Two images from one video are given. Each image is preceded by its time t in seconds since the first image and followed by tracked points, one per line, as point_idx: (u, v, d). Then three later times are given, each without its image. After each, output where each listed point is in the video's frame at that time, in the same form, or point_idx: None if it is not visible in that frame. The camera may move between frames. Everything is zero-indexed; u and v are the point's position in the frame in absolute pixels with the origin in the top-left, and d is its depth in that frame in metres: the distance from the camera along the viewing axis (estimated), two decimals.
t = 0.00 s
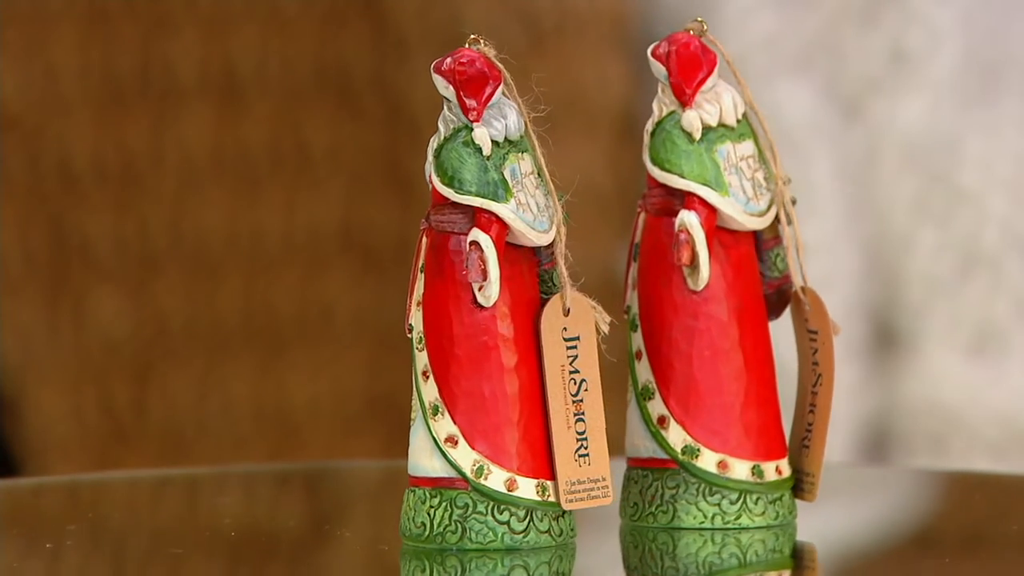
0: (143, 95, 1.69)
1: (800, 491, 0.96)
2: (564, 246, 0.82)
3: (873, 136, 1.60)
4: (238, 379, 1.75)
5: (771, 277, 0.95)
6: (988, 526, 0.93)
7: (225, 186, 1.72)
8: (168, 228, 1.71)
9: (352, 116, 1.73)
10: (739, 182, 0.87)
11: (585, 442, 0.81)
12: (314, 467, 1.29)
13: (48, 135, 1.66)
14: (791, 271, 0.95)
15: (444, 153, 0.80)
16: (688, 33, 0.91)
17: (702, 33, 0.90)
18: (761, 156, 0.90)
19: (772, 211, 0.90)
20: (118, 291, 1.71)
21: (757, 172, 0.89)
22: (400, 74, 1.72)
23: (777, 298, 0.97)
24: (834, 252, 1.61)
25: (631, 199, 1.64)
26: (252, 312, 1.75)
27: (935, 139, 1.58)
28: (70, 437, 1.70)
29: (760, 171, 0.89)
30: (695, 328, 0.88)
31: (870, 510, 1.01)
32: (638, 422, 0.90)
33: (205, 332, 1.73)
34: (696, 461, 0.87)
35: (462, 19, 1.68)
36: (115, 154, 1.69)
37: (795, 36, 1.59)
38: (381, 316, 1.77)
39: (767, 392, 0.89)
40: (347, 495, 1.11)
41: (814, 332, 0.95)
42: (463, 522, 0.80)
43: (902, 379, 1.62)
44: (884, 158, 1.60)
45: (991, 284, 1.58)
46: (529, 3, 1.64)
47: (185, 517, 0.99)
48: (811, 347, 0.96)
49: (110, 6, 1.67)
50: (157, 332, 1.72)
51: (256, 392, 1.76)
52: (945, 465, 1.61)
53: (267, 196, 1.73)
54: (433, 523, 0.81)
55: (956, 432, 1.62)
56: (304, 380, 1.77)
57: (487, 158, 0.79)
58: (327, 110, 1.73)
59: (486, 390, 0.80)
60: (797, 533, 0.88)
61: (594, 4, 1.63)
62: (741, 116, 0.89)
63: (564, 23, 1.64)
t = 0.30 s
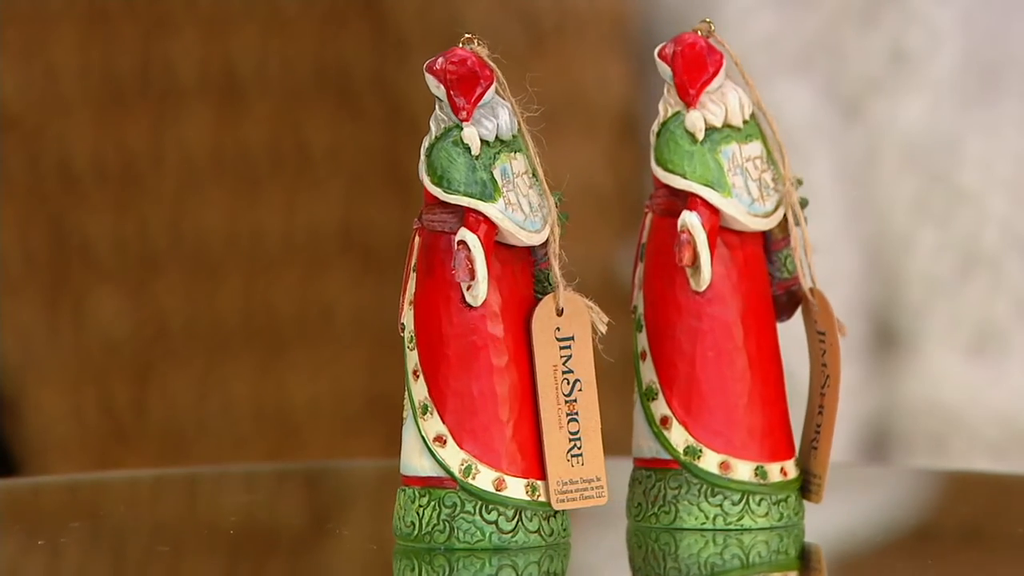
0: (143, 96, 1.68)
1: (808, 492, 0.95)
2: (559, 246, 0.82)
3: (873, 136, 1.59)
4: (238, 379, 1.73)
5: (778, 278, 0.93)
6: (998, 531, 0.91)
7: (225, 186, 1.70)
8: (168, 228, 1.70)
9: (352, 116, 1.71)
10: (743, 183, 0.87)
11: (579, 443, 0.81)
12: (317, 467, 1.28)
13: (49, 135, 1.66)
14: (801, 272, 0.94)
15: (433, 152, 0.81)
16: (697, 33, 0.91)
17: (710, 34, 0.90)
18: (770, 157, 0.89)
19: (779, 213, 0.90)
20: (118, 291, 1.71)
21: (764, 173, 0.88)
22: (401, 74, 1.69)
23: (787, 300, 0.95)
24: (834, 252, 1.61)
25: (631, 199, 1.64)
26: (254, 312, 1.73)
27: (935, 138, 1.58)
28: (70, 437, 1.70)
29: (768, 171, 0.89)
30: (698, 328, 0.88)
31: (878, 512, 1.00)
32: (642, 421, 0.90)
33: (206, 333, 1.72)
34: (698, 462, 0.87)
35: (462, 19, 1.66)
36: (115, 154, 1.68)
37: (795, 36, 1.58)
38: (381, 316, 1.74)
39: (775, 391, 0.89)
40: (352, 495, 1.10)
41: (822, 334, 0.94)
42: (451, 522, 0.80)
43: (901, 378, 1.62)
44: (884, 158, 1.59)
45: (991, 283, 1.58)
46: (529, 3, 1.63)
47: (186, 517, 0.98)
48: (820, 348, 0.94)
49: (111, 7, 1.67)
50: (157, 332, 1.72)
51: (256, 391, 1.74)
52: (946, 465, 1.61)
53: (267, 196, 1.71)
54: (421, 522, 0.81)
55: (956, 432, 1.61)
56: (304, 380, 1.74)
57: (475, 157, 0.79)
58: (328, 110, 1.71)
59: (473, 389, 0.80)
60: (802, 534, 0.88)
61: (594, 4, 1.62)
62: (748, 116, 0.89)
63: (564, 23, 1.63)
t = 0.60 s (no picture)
0: (144, 96, 1.68)
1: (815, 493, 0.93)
2: (553, 246, 0.82)
3: (873, 136, 1.58)
4: (238, 379, 1.73)
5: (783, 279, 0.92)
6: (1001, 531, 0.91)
7: (225, 186, 1.70)
8: (168, 228, 1.70)
9: (352, 116, 1.69)
10: (746, 184, 0.86)
11: (571, 443, 0.81)
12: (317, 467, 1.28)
13: (49, 136, 1.66)
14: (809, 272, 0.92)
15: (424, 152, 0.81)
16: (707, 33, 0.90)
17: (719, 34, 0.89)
18: (777, 157, 0.89)
19: (787, 214, 0.88)
20: (118, 291, 1.70)
21: (771, 174, 0.88)
22: (402, 75, 1.68)
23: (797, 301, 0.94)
24: (834, 253, 1.60)
25: (631, 199, 1.63)
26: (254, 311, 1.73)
27: (935, 138, 1.57)
28: (70, 437, 1.70)
29: (775, 172, 0.88)
30: (700, 329, 0.87)
31: (880, 510, 0.99)
32: (647, 423, 0.90)
33: (206, 333, 1.72)
34: (699, 462, 0.87)
35: (463, 19, 1.65)
36: (115, 154, 1.68)
37: (794, 36, 1.57)
38: (382, 317, 1.73)
39: (781, 392, 0.89)
40: (353, 492, 1.10)
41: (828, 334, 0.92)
42: (439, 521, 0.80)
43: (901, 378, 1.62)
44: (884, 158, 1.58)
45: (990, 283, 1.58)
46: (529, 3, 1.62)
47: (185, 514, 0.98)
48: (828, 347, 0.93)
49: (111, 6, 1.66)
50: (157, 332, 1.72)
51: (256, 392, 1.74)
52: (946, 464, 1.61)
53: (267, 196, 1.71)
54: (410, 521, 0.81)
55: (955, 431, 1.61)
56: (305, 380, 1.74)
57: (466, 157, 0.79)
58: (328, 110, 1.70)
59: (462, 389, 0.80)
60: (806, 535, 0.87)
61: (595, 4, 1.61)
62: (755, 116, 0.88)
63: (564, 23, 1.62)
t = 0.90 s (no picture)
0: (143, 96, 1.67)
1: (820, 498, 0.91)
2: (547, 246, 0.81)
3: (873, 137, 1.58)
4: (238, 379, 1.72)
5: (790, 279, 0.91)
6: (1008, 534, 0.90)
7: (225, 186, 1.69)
8: (167, 228, 1.69)
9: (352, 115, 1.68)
10: (749, 185, 0.85)
11: (565, 443, 0.81)
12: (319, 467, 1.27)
13: (49, 136, 1.66)
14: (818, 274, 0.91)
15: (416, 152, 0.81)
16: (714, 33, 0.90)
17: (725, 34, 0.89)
18: (784, 158, 0.88)
19: (792, 215, 0.88)
20: (118, 291, 1.70)
21: (776, 175, 0.87)
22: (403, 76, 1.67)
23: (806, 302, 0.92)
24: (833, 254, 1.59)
25: (632, 199, 1.63)
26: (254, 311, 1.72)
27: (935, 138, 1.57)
28: (70, 437, 1.70)
29: (781, 173, 0.87)
30: (701, 329, 0.87)
31: (885, 511, 0.98)
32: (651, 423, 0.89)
33: (206, 333, 1.71)
34: (701, 463, 0.86)
35: (463, 19, 1.64)
36: (114, 154, 1.67)
37: (793, 37, 1.57)
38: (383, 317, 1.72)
39: (787, 393, 0.88)
40: (356, 492, 1.09)
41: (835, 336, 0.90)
42: (427, 520, 0.80)
43: (901, 378, 1.61)
44: (884, 158, 1.58)
45: (990, 283, 1.57)
46: (529, 3, 1.62)
47: (186, 513, 0.97)
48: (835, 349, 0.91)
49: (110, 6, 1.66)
50: (157, 333, 1.71)
51: (256, 392, 1.73)
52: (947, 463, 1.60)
53: (267, 195, 1.70)
54: (400, 520, 0.81)
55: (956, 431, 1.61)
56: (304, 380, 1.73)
57: (455, 158, 0.79)
58: (328, 110, 1.69)
59: (451, 387, 0.80)
60: (809, 536, 0.86)
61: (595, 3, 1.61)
62: (761, 118, 0.87)
63: (565, 23, 1.62)
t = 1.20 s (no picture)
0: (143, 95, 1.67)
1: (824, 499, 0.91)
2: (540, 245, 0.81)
3: (873, 136, 1.58)
4: (238, 378, 1.72)
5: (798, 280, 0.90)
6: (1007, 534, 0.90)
7: (224, 186, 1.69)
8: (167, 228, 1.69)
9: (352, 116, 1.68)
10: (750, 186, 0.85)
11: (558, 443, 0.81)
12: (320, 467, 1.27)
13: (48, 136, 1.66)
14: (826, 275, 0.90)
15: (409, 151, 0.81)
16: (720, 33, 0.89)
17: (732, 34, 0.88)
18: (791, 159, 0.87)
19: (798, 216, 0.87)
20: (118, 291, 1.70)
21: (781, 176, 0.86)
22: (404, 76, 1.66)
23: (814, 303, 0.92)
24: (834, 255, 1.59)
25: (631, 199, 1.63)
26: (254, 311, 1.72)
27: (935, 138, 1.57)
28: (70, 437, 1.70)
29: (787, 173, 0.87)
30: (702, 330, 0.87)
31: (885, 510, 0.98)
32: (654, 423, 0.90)
33: (206, 333, 1.71)
34: (701, 464, 0.87)
35: (462, 19, 1.64)
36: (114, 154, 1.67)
37: (794, 37, 1.57)
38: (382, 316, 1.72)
39: (792, 393, 0.88)
40: (355, 491, 1.09)
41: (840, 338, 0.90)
42: (417, 519, 0.81)
43: (900, 378, 1.61)
44: (884, 158, 1.58)
45: (990, 282, 1.57)
46: (528, 3, 1.62)
47: (186, 512, 0.97)
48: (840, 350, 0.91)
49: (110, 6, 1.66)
50: (157, 332, 1.71)
51: (256, 391, 1.73)
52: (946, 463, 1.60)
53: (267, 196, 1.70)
54: (391, 519, 0.82)
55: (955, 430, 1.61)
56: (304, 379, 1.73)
57: (446, 157, 0.79)
58: (328, 110, 1.69)
59: (442, 386, 0.80)
60: (812, 537, 0.86)
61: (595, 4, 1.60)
62: (766, 118, 0.87)
63: (565, 23, 1.62)
